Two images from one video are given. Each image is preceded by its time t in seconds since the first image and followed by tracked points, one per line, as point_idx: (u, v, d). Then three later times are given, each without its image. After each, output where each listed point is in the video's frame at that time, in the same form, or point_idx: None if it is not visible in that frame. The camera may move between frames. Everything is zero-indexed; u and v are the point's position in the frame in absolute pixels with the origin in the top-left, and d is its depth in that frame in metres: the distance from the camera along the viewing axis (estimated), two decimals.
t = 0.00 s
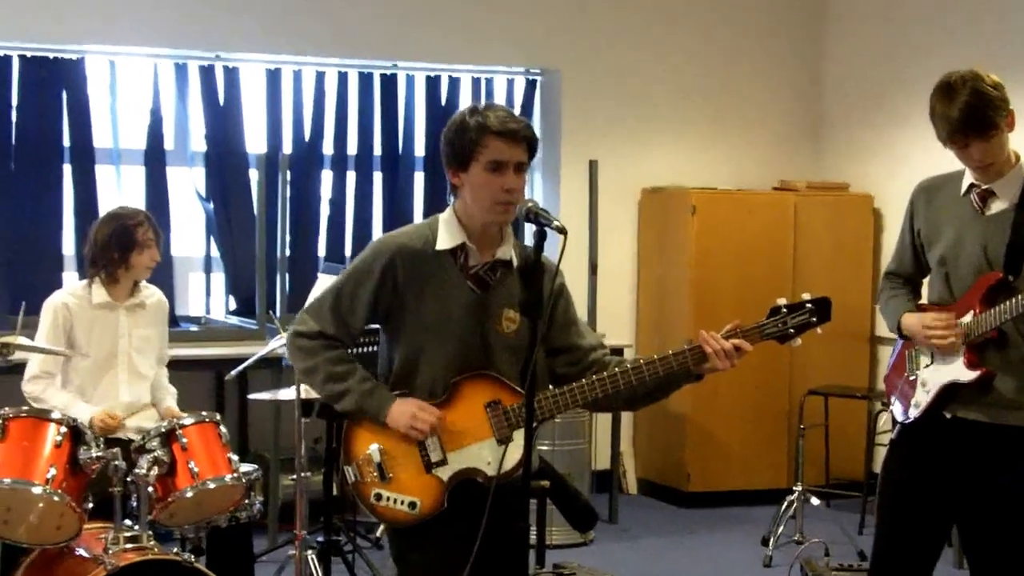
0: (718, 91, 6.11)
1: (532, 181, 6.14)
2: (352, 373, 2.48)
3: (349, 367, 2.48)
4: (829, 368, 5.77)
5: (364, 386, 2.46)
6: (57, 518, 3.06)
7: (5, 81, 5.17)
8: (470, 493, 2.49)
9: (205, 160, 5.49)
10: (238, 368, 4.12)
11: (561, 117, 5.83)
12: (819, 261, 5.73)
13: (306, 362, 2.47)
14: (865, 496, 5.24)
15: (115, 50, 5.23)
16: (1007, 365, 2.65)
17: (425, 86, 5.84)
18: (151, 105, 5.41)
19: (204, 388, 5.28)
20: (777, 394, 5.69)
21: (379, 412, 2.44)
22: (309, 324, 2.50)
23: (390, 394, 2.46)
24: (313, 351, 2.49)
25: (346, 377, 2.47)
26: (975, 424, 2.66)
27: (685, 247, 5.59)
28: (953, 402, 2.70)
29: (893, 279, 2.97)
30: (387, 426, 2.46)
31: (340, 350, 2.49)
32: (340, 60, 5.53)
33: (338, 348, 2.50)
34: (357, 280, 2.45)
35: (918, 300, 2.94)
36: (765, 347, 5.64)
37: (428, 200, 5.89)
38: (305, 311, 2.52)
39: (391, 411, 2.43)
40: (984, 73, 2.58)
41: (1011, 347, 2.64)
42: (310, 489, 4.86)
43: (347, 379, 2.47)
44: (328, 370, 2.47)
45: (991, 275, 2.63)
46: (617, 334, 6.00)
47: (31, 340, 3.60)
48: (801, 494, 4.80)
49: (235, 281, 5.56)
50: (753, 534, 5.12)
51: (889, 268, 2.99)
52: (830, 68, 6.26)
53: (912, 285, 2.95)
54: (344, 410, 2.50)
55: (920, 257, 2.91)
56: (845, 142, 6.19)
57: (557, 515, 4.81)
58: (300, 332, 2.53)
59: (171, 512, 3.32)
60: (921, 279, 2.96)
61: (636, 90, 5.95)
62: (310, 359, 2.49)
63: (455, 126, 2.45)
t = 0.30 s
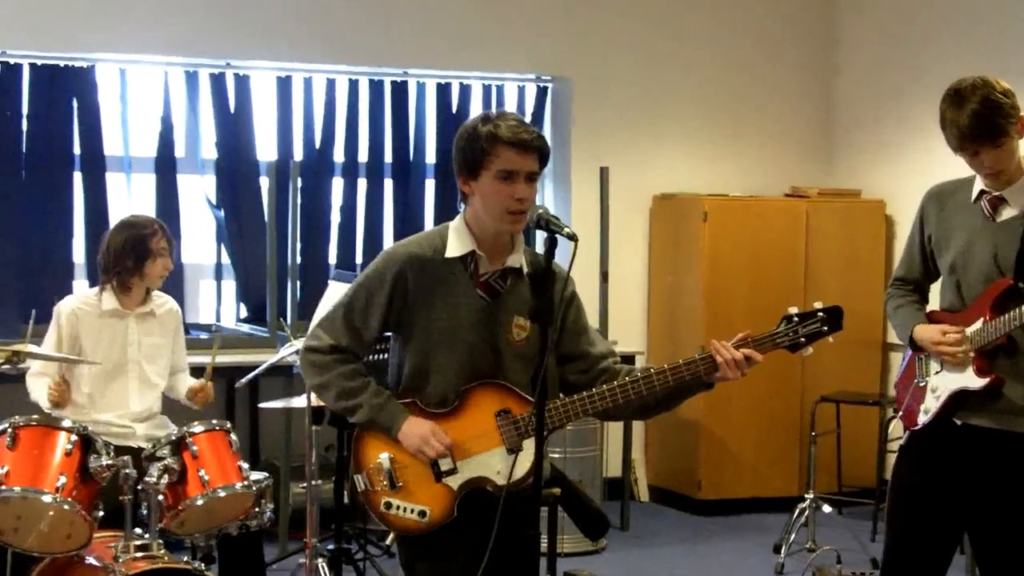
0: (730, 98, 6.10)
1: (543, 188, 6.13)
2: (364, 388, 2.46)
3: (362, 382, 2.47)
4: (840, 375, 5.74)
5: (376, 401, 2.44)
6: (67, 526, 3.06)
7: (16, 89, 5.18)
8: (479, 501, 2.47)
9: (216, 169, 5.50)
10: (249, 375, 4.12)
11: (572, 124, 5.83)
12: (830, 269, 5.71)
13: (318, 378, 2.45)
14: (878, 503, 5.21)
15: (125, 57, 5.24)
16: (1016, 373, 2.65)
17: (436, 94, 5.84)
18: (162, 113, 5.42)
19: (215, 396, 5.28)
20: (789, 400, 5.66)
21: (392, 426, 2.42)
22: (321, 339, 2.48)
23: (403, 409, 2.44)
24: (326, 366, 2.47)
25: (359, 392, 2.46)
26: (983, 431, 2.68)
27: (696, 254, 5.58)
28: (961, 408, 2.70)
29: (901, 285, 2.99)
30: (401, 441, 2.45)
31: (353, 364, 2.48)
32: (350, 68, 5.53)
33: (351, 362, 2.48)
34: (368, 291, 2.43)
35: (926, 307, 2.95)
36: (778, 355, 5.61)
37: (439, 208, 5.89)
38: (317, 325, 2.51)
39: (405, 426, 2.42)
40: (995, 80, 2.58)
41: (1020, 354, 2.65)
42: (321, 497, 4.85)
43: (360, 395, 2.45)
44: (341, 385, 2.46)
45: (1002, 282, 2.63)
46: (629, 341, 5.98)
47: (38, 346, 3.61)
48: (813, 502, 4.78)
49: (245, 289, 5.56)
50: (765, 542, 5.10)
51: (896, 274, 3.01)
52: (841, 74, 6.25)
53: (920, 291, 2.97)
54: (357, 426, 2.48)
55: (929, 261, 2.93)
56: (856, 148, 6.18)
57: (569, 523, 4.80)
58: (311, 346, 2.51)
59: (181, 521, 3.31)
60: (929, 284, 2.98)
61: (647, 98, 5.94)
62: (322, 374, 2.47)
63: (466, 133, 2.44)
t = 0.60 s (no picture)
0: (740, 104, 6.08)
1: (553, 195, 6.13)
2: (366, 388, 2.46)
3: (365, 381, 2.47)
4: (850, 381, 5.71)
5: (378, 400, 2.44)
6: (76, 534, 3.06)
7: (26, 96, 5.19)
8: (488, 508, 2.46)
9: (225, 176, 5.51)
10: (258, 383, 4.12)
11: (581, 131, 5.82)
12: (840, 275, 5.68)
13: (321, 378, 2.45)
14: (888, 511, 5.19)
15: (134, 65, 5.25)
16: None
17: (446, 101, 5.84)
18: (171, 120, 5.42)
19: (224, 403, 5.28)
20: (799, 407, 5.64)
21: (396, 426, 2.42)
22: (322, 338, 2.48)
23: (405, 408, 2.44)
24: (328, 366, 2.46)
25: (361, 391, 2.46)
26: (994, 439, 2.68)
27: (706, 261, 5.56)
28: (971, 416, 2.71)
29: (911, 292, 2.98)
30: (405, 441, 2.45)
31: (355, 364, 2.48)
32: (360, 75, 5.54)
33: (353, 362, 2.48)
34: (373, 297, 2.43)
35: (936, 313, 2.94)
36: (786, 360, 5.59)
37: (447, 215, 5.88)
38: (318, 325, 2.50)
39: (408, 426, 2.42)
40: (1004, 88, 2.56)
41: None
42: (329, 505, 4.84)
43: (362, 394, 2.46)
44: (343, 385, 2.46)
45: (1010, 290, 2.65)
46: (638, 348, 5.97)
47: (47, 354, 3.61)
48: (823, 509, 4.76)
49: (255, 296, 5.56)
50: (776, 549, 5.08)
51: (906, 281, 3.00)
52: (851, 81, 6.23)
53: (931, 297, 2.96)
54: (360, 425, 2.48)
55: (939, 268, 2.92)
56: (865, 155, 6.16)
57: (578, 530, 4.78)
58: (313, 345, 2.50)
59: (190, 529, 3.30)
60: (939, 291, 2.97)
61: (656, 104, 5.93)
62: (325, 374, 2.47)
63: (475, 138, 2.43)
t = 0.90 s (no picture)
0: (748, 111, 6.07)
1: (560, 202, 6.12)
2: (379, 409, 2.45)
3: (378, 402, 2.45)
4: (858, 388, 5.70)
5: (391, 421, 2.43)
6: (83, 542, 3.07)
7: (34, 105, 5.20)
8: (495, 519, 2.44)
9: (233, 184, 5.51)
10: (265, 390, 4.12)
11: (589, 138, 5.82)
12: (849, 282, 5.67)
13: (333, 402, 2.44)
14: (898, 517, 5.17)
15: (142, 73, 5.26)
16: None
17: (453, 108, 5.84)
18: (179, 128, 5.43)
19: (231, 411, 5.28)
20: (808, 414, 5.62)
21: (409, 445, 2.41)
22: (335, 360, 2.47)
23: (419, 427, 2.43)
24: (341, 388, 2.45)
25: (374, 413, 2.44)
26: (1000, 444, 2.67)
27: (714, 268, 5.55)
28: (976, 422, 2.70)
29: (919, 298, 2.97)
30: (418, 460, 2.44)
31: (368, 385, 2.46)
32: (367, 83, 5.54)
33: (366, 383, 2.47)
34: (381, 310, 2.42)
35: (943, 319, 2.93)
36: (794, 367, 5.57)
37: (455, 223, 5.88)
38: (330, 347, 2.49)
39: (421, 446, 2.40)
40: (1013, 95, 2.56)
41: None
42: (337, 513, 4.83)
43: (375, 416, 2.44)
44: (356, 407, 2.45)
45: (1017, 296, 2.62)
46: (646, 355, 5.96)
47: (56, 363, 3.61)
48: (832, 516, 4.74)
49: (262, 303, 5.56)
50: (785, 556, 5.06)
51: (914, 288, 2.99)
52: (859, 87, 6.22)
53: (938, 304, 2.95)
54: (374, 445, 2.47)
55: (947, 274, 2.92)
56: (873, 161, 6.15)
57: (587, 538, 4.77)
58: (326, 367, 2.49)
59: (198, 537, 3.30)
60: (948, 297, 2.96)
61: (664, 111, 5.92)
62: (338, 396, 2.46)
63: (486, 148, 2.39)
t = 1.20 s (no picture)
0: (754, 117, 6.07)
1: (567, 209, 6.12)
2: (389, 417, 2.43)
3: (387, 410, 2.44)
4: (864, 394, 5.68)
5: (401, 429, 2.42)
6: (89, 550, 3.08)
7: (39, 112, 5.20)
8: (502, 524, 2.44)
9: (239, 191, 5.52)
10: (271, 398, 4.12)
11: (595, 145, 5.82)
12: (855, 288, 5.66)
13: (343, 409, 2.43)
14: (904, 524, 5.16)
15: (148, 80, 5.26)
16: None
17: (459, 116, 5.85)
18: (185, 135, 5.43)
19: (237, 418, 5.28)
20: (814, 420, 5.61)
21: (418, 453, 2.40)
22: (344, 367, 2.46)
23: (428, 435, 2.42)
24: (350, 396, 2.45)
25: (383, 421, 2.43)
26: (1008, 451, 2.65)
27: (720, 275, 5.55)
28: (986, 429, 2.68)
29: (926, 305, 2.96)
30: (426, 468, 2.43)
31: (378, 392, 2.45)
32: (374, 90, 5.54)
33: (375, 391, 2.45)
34: (390, 319, 2.41)
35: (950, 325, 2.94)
36: (800, 373, 5.56)
37: (460, 230, 5.88)
38: (340, 354, 2.48)
39: (430, 455, 2.39)
40: (1018, 102, 2.56)
41: None
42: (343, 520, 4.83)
43: (384, 424, 2.43)
44: (365, 415, 2.43)
45: None
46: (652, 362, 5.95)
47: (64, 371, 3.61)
48: (839, 523, 4.73)
49: (268, 311, 5.56)
50: (791, 563, 5.04)
51: (921, 295, 2.99)
52: (864, 93, 6.22)
53: (945, 310, 2.94)
54: (383, 453, 2.46)
55: (953, 281, 2.92)
56: (879, 168, 6.14)
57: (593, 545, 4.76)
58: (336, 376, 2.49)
59: (204, 545, 3.30)
60: (954, 304, 2.96)
61: (669, 118, 5.92)
62: (347, 404, 2.45)
63: (495, 155, 2.41)
